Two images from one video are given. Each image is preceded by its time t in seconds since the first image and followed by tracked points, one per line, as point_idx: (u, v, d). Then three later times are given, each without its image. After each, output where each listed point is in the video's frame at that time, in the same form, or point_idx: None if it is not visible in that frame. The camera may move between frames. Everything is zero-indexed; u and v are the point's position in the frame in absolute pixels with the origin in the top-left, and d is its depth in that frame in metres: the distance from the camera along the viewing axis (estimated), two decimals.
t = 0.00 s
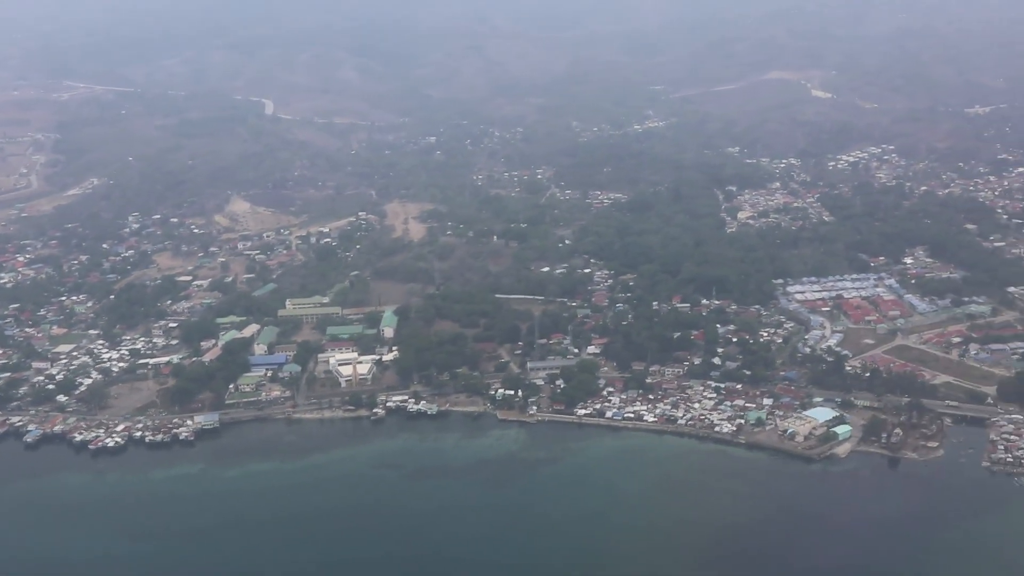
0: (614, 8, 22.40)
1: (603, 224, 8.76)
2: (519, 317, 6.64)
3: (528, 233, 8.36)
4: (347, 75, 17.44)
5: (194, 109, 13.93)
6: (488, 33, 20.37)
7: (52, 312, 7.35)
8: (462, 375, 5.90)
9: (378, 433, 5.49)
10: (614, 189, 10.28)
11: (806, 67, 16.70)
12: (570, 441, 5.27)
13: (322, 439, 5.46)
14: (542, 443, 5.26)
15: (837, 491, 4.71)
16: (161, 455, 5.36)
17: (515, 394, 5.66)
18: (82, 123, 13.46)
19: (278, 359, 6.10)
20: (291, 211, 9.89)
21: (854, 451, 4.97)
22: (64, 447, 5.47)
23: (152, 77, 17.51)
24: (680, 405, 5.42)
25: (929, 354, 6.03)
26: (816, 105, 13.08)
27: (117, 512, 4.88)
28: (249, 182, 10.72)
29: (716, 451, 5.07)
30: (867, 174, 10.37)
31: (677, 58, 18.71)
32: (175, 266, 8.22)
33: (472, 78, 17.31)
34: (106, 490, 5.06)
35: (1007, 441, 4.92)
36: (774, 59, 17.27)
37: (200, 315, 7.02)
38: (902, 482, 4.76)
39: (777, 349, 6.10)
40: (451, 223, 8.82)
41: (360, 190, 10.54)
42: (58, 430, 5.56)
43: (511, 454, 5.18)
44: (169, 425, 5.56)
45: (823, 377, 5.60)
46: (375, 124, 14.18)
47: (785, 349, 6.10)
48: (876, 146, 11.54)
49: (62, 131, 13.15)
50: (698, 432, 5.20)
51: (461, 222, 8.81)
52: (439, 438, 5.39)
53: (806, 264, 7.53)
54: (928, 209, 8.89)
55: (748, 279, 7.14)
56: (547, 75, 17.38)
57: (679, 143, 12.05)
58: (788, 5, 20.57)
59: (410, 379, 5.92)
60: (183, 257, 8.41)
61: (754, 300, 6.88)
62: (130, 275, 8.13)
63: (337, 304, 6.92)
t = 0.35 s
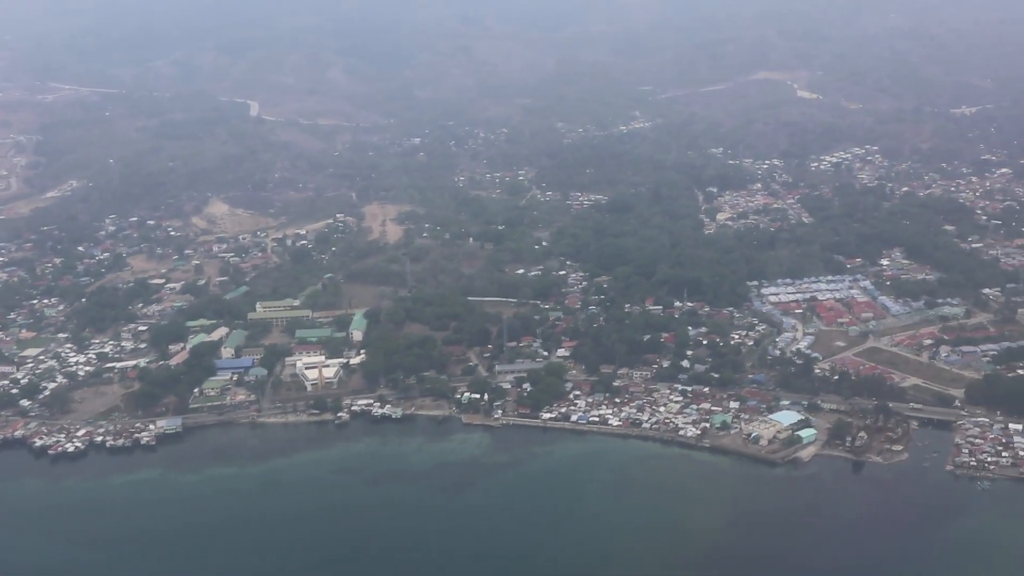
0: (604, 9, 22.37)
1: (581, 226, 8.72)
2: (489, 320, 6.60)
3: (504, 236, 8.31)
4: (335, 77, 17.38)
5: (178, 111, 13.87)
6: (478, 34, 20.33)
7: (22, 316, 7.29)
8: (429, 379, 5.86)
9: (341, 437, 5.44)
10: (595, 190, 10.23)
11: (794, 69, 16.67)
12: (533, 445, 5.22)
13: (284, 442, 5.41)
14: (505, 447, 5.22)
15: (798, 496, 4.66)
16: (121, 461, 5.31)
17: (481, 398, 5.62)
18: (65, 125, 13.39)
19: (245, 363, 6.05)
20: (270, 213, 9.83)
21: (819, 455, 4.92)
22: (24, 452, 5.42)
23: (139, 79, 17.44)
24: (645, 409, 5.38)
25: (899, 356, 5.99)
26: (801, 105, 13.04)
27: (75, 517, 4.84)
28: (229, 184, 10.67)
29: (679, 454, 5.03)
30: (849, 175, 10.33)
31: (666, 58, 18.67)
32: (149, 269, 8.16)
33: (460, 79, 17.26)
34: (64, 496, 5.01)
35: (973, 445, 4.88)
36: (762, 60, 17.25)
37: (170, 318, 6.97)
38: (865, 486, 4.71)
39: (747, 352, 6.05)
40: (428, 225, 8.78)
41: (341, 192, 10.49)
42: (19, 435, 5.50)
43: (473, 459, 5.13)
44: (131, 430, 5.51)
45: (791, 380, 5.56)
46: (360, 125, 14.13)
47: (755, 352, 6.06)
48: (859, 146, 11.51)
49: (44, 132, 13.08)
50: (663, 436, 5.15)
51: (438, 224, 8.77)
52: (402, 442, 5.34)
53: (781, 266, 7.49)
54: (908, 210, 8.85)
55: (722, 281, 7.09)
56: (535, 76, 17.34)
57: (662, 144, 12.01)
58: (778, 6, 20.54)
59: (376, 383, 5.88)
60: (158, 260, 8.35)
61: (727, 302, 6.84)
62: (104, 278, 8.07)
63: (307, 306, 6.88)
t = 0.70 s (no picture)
0: (597, 9, 22.30)
1: (560, 227, 8.67)
2: (461, 323, 6.56)
3: (482, 237, 8.27)
4: (324, 77, 17.33)
5: (164, 112, 13.81)
6: (469, 34, 20.27)
7: None
8: (397, 382, 5.82)
9: (305, 441, 5.40)
10: (577, 190, 10.18)
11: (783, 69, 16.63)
12: (498, 449, 5.18)
13: (249, 446, 5.37)
14: (470, 451, 5.18)
15: (760, 499, 4.62)
16: (83, 466, 5.26)
17: (448, 401, 5.58)
18: (49, 126, 13.32)
19: (212, 366, 6.01)
20: (250, 215, 9.78)
21: (784, 458, 4.88)
22: None
23: (127, 80, 17.37)
24: (612, 413, 5.34)
25: (872, 358, 5.95)
26: (788, 105, 13.00)
27: (35, 523, 4.78)
28: (211, 186, 10.62)
29: (643, 458, 4.99)
30: (833, 175, 10.29)
31: (657, 58, 18.61)
32: (125, 271, 8.11)
33: (450, 79, 17.21)
34: (24, 501, 4.95)
35: (939, 449, 4.84)
36: (752, 60, 17.22)
37: (141, 321, 6.92)
38: (830, 490, 4.66)
39: (718, 354, 6.01)
40: (407, 226, 8.73)
41: (322, 193, 10.44)
42: None
43: (435, 463, 5.09)
44: (94, 434, 5.46)
45: (760, 382, 5.52)
46: (347, 126, 14.08)
47: (727, 354, 6.01)
48: (845, 146, 11.46)
49: (29, 133, 13.01)
50: (629, 440, 5.11)
51: (417, 225, 8.72)
52: (366, 446, 5.30)
53: (758, 267, 7.44)
54: (889, 210, 8.80)
55: (697, 282, 7.05)
56: (525, 77, 17.29)
57: (648, 144, 11.96)
58: (770, 5, 20.49)
59: (343, 386, 5.84)
60: (135, 262, 8.30)
61: (701, 304, 6.79)
62: (79, 280, 8.02)
63: (279, 309, 6.84)
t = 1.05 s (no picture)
0: (590, 8, 22.26)
1: (539, 228, 8.63)
2: (432, 325, 6.51)
3: (460, 239, 8.23)
4: (314, 78, 17.29)
5: (150, 114, 13.76)
6: (460, 35, 20.24)
7: None
8: (364, 385, 5.77)
9: (269, 445, 5.35)
10: (560, 191, 10.14)
11: (772, 70, 16.60)
12: (462, 453, 5.14)
13: (213, 450, 5.33)
14: (433, 455, 5.14)
15: (722, 502, 4.57)
16: (44, 471, 5.21)
17: (414, 405, 5.54)
18: (35, 127, 13.27)
19: (180, 370, 5.97)
20: (231, 216, 9.74)
21: (748, 462, 4.83)
22: None
23: (117, 82, 17.32)
24: (578, 416, 5.30)
25: (843, 360, 5.90)
26: (775, 105, 12.96)
27: None
28: (193, 187, 10.58)
29: (607, 461, 4.95)
30: (817, 175, 10.24)
31: (648, 57, 18.57)
32: (100, 273, 8.06)
33: (440, 80, 17.17)
34: None
35: (905, 452, 4.79)
36: (742, 60, 17.18)
37: (112, 324, 6.88)
38: (794, 493, 4.61)
39: (689, 356, 5.96)
40: (385, 228, 8.69)
41: (304, 194, 10.40)
42: None
43: (397, 467, 5.05)
44: (57, 439, 5.42)
45: (729, 385, 5.47)
46: (334, 127, 14.04)
47: (697, 356, 5.96)
48: (831, 146, 11.41)
49: (14, 134, 12.96)
50: (593, 444, 5.07)
51: (396, 227, 8.67)
52: (329, 450, 5.26)
53: (735, 268, 7.40)
54: (871, 211, 8.75)
55: (672, 284, 7.00)
56: (515, 77, 17.25)
57: (633, 144, 11.91)
58: (762, 4, 20.45)
59: (310, 390, 5.79)
60: (111, 264, 8.25)
61: (675, 306, 6.75)
62: (54, 282, 7.97)
63: (251, 312, 6.80)
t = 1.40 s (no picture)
0: (579, 8, 22.24)
1: (515, 229, 8.59)
2: (401, 328, 6.47)
3: (435, 241, 8.18)
4: (300, 79, 17.24)
5: (133, 115, 13.70)
6: (448, 35, 20.21)
7: None
8: (329, 389, 5.73)
9: (231, 450, 5.31)
10: (539, 192, 10.10)
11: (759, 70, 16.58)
12: (424, 457, 5.09)
13: (174, 454, 5.28)
14: (395, 459, 5.09)
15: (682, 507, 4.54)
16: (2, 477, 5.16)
17: (378, 409, 5.49)
18: (16, 128, 13.20)
19: (144, 374, 5.92)
20: (208, 218, 9.68)
21: (710, 466, 4.79)
22: None
23: (102, 82, 17.24)
24: (541, 420, 5.26)
25: (812, 363, 5.86)
26: (758, 105, 12.93)
27: None
28: (172, 190, 10.52)
29: (569, 466, 4.91)
30: (797, 176, 10.21)
31: (636, 57, 18.53)
32: (73, 276, 8.00)
33: (426, 80, 17.14)
34: None
35: (867, 456, 4.75)
36: (729, 60, 17.17)
37: (80, 327, 6.82)
38: (754, 497, 4.57)
39: (657, 358, 5.92)
40: (361, 229, 8.65)
41: (283, 196, 10.34)
42: None
43: (357, 472, 5.01)
44: (16, 444, 5.37)
45: (694, 388, 5.43)
46: (317, 128, 13.99)
47: (666, 358, 5.92)
48: (813, 146, 11.38)
49: None
50: (555, 448, 5.03)
51: (371, 228, 8.63)
52: (291, 454, 5.22)
53: (709, 270, 7.36)
54: (849, 211, 8.72)
55: (644, 286, 6.96)
56: (502, 77, 17.23)
57: (616, 144, 11.87)
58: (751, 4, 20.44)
59: (275, 393, 5.75)
60: (84, 267, 8.19)
61: (646, 308, 6.71)
62: (26, 284, 7.91)
63: (220, 314, 6.75)
